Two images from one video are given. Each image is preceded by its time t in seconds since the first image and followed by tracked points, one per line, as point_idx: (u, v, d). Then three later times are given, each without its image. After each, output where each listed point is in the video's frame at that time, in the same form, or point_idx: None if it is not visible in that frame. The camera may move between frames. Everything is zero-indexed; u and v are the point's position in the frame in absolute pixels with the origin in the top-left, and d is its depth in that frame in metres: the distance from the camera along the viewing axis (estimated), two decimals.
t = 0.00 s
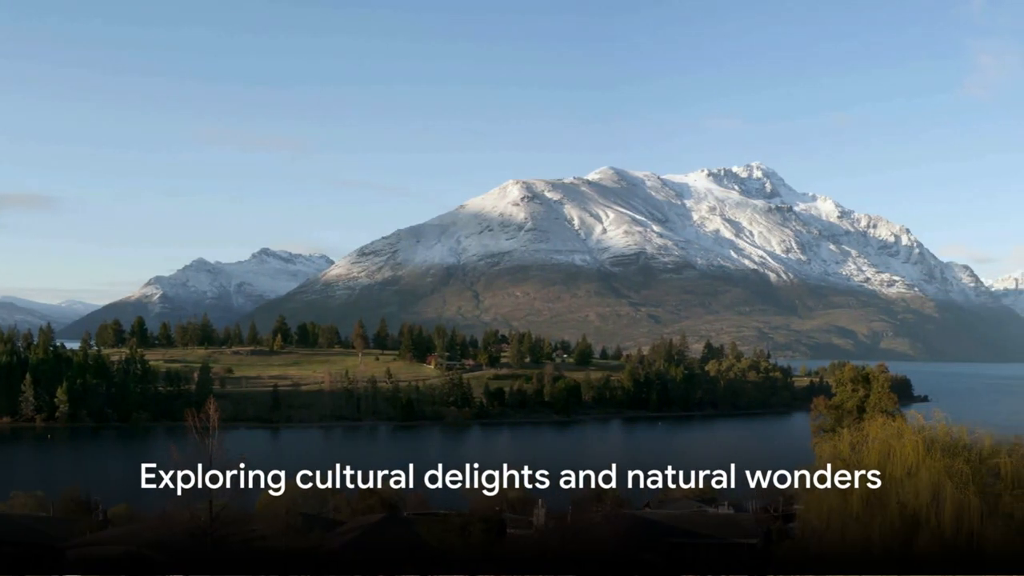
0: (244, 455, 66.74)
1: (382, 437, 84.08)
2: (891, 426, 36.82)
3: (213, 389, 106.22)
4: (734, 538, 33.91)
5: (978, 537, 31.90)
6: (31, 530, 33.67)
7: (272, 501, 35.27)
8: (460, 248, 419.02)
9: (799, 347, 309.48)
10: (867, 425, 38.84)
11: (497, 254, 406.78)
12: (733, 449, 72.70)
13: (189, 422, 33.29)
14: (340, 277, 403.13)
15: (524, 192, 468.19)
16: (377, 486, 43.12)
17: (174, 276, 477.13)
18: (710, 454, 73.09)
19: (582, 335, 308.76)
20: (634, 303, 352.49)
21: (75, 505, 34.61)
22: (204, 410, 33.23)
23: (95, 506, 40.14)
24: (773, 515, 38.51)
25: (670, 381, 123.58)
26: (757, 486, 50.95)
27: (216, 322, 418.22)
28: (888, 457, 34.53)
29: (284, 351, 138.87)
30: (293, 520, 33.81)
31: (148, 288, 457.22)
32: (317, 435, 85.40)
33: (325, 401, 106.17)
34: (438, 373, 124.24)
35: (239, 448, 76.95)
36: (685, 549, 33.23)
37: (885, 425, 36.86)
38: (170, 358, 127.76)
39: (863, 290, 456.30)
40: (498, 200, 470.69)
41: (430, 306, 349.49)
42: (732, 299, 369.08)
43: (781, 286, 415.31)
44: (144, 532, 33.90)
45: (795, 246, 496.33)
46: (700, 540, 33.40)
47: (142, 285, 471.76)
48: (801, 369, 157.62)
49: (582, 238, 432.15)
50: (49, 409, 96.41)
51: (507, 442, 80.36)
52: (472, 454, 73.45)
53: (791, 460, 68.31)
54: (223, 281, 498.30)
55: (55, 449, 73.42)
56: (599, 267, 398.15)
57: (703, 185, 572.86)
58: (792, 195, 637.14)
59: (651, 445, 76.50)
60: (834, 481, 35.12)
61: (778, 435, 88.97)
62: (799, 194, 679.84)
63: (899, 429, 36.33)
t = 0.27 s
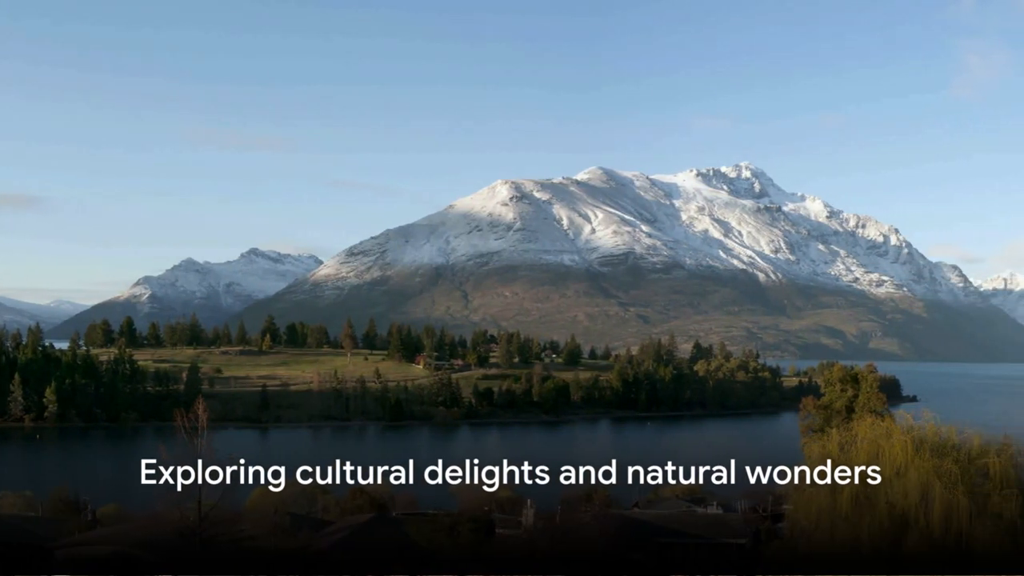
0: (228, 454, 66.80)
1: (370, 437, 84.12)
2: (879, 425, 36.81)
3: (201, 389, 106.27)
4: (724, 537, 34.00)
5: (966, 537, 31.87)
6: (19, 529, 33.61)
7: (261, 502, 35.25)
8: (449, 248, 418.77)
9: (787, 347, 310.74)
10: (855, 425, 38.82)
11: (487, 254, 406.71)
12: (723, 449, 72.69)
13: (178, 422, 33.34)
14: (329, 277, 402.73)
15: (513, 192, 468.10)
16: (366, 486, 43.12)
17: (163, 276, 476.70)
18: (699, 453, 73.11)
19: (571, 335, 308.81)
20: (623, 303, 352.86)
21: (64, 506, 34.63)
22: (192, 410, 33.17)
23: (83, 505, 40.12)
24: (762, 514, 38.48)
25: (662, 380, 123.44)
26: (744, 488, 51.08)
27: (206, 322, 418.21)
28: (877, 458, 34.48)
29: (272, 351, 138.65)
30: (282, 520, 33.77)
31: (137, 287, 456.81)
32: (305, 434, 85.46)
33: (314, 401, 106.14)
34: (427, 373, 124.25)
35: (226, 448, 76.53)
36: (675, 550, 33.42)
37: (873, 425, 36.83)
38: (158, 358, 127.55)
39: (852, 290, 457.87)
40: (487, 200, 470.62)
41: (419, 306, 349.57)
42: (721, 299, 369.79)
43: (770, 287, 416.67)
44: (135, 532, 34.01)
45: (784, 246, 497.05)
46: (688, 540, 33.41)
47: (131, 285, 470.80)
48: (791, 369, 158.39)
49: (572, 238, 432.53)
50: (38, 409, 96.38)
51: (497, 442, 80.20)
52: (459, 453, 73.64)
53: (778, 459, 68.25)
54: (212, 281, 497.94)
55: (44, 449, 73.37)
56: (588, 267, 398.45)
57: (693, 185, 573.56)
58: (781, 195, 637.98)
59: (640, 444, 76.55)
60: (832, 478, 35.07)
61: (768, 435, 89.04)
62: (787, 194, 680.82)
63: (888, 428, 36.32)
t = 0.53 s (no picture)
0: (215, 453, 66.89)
1: (359, 437, 84.16)
2: (868, 426, 36.93)
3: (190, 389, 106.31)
4: (714, 538, 34.06)
5: (955, 538, 31.87)
6: (9, 528, 33.56)
7: (251, 502, 35.28)
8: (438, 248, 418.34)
9: (775, 347, 312.12)
10: (844, 425, 38.88)
11: (475, 254, 406.57)
12: (711, 449, 72.78)
13: (166, 422, 33.32)
14: (318, 277, 402.63)
15: (501, 192, 467.83)
16: (356, 486, 43.14)
17: (152, 276, 476.62)
18: (688, 453, 73.24)
19: (560, 335, 309.01)
20: (611, 303, 353.17)
21: (53, 506, 34.63)
22: (181, 410, 33.20)
23: (72, 505, 40.14)
24: (750, 514, 38.51)
25: (650, 381, 123.72)
26: (733, 488, 51.24)
27: (195, 322, 418.31)
28: (865, 458, 34.55)
29: (262, 352, 138.58)
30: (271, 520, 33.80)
31: (125, 288, 456.83)
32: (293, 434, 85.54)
33: (303, 401, 106.11)
34: (416, 373, 124.33)
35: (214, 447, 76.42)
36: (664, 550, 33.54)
37: (863, 426, 36.94)
38: (146, 358, 127.48)
39: (841, 290, 458.98)
40: (476, 200, 470.44)
41: (408, 306, 349.62)
42: (709, 299, 370.53)
43: (759, 287, 417.62)
44: (126, 531, 34.02)
45: (773, 246, 497.59)
46: (677, 541, 33.43)
47: (120, 285, 470.60)
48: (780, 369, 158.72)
49: (561, 238, 432.66)
50: (27, 409, 96.46)
51: (486, 442, 80.26)
52: (448, 453, 73.76)
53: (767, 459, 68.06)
54: (201, 281, 497.88)
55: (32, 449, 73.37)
56: (577, 267, 398.53)
57: (682, 185, 573.96)
58: (769, 195, 638.67)
59: (628, 444, 76.64)
60: (833, 475, 34.99)
61: (757, 435, 89.17)
62: (776, 194, 681.30)
63: (877, 429, 36.42)
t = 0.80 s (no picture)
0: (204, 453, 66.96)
1: (349, 437, 84.27)
2: (858, 426, 37.04)
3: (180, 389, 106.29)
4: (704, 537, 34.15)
5: (945, 537, 31.83)
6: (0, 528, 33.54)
7: (242, 502, 35.29)
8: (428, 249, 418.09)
9: (766, 347, 313.25)
10: (834, 425, 38.94)
11: (466, 254, 406.53)
12: (702, 449, 72.99)
13: (157, 422, 33.36)
14: (308, 277, 402.66)
15: (492, 192, 467.45)
16: (346, 487, 43.27)
17: (142, 276, 476.73)
18: (679, 452, 73.48)
19: (550, 335, 309.15)
20: (602, 303, 353.34)
21: (44, 506, 34.63)
22: (172, 410, 33.22)
23: (62, 506, 40.18)
24: (740, 515, 38.60)
25: (641, 381, 123.96)
26: (724, 488, 51.36)
27: (185, 322, 418.46)
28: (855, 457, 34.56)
29: (252, 352, 138.72)
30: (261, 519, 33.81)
31: (116, 288, 456.95)
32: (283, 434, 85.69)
33: (293, 401, 106.20)
34: (406, 373, 124.44)
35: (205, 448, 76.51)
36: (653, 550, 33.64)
37: (853, 426, 37.08)
38: (137, 358, 127.44)
39: (831, 290, 459.69)
40: (466, 200, 470.23)
41: (398, 306, 349.74)
42: (700, 299, 371.07)
43: (749, 287, 418.28)
44: (116, 530, 34.05)
45: (764, 246, 497.94)
46: (666, 540, 33.45)
47: (110, 285, 470.85)
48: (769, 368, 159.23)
49: (550, 239, 432.67)
50: (17, 409, 96.61)
51: (477, 442, 80.41)
52: (439, 453, 73.98)
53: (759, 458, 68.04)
54: (191, 281, 497.92)
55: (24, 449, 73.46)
56: (567, 267, 398.47)
57: (672, 185, 574.20)
58: (759, 195, 639.02)
59: (619, 444, 76.80)
60: (835, 473, 34.89)
61: (747, 434, 89.27)
62: (766, 194, 681.86)
63: (868, 429, 36.45)
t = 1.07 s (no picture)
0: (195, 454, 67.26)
1: (339, 437, 84.50)
2: (847, 426, 37.07)
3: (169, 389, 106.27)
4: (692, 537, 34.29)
5: (934, 538, 31.81)
6: None
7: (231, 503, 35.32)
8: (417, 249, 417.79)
9: (755, 346, 314.52)
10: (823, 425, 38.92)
11: (455, 254, 406.40)
12: (691, 448, 73.39)
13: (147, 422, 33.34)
14: (297, 277, 402.49)
15: (481, 192, 467.19)
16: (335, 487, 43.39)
17: (131, 276, 476.64)
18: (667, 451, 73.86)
19: (540, 335, 309.27)
20: (590, 303, 353.47)
21: (34, 506, 34.72)
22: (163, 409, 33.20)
23: (53, 505, 40.34)
24: (729, 515, 38.80)
25: (629, 380, 124.37)
26: (714, 488, 51.48)
27: (174, 322, 418.48)
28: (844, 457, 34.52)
29: (241, 351, 138.61)
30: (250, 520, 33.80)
31: (105, 288, 456.87)
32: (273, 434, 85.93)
33: (283, 401, 106.18)
34: (395, 373, 124.54)
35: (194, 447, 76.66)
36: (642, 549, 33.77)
37: (841, 426, 37.10)
38: (126, 358, 127.30)
39: (820, 290, 460.71)
40: (455, 200, 469.88)
41: (387, 306, 349.87)
42: (689, 299, 371.70)
43: (738, 286, 419.06)
44: (106, 530, 34.11)
45: (752, 246, 498.50)
46: (655, 541, 33.63)
47: (99, 285, 470.27)
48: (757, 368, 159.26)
49: (540, 239, 432.66)
50: (7, 409, 96.65)
51: (466, 442, 80.71)
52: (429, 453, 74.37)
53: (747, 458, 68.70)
54: (180, 281, 497.69)
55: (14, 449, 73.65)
56: (556, 267, 398.52)
57: (660, 185, 574.24)
58: (748, 195, 639.48)
59: (607, 444, 77.15)
60: (833, 471, 34.76)
61: (734, 434, 89.52)
62: (755, 194, 682.66)
63: (857, 429, 36.46)
